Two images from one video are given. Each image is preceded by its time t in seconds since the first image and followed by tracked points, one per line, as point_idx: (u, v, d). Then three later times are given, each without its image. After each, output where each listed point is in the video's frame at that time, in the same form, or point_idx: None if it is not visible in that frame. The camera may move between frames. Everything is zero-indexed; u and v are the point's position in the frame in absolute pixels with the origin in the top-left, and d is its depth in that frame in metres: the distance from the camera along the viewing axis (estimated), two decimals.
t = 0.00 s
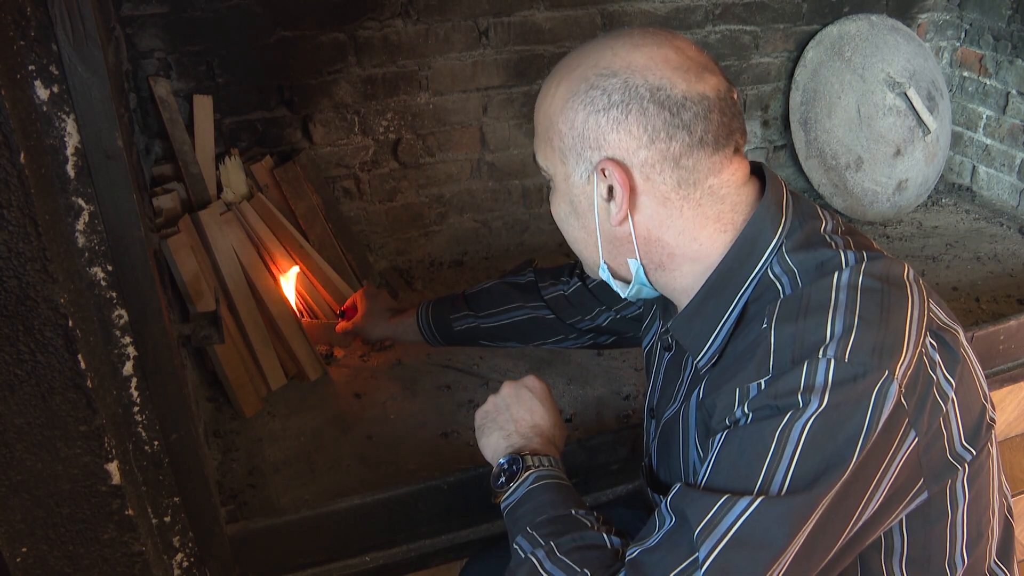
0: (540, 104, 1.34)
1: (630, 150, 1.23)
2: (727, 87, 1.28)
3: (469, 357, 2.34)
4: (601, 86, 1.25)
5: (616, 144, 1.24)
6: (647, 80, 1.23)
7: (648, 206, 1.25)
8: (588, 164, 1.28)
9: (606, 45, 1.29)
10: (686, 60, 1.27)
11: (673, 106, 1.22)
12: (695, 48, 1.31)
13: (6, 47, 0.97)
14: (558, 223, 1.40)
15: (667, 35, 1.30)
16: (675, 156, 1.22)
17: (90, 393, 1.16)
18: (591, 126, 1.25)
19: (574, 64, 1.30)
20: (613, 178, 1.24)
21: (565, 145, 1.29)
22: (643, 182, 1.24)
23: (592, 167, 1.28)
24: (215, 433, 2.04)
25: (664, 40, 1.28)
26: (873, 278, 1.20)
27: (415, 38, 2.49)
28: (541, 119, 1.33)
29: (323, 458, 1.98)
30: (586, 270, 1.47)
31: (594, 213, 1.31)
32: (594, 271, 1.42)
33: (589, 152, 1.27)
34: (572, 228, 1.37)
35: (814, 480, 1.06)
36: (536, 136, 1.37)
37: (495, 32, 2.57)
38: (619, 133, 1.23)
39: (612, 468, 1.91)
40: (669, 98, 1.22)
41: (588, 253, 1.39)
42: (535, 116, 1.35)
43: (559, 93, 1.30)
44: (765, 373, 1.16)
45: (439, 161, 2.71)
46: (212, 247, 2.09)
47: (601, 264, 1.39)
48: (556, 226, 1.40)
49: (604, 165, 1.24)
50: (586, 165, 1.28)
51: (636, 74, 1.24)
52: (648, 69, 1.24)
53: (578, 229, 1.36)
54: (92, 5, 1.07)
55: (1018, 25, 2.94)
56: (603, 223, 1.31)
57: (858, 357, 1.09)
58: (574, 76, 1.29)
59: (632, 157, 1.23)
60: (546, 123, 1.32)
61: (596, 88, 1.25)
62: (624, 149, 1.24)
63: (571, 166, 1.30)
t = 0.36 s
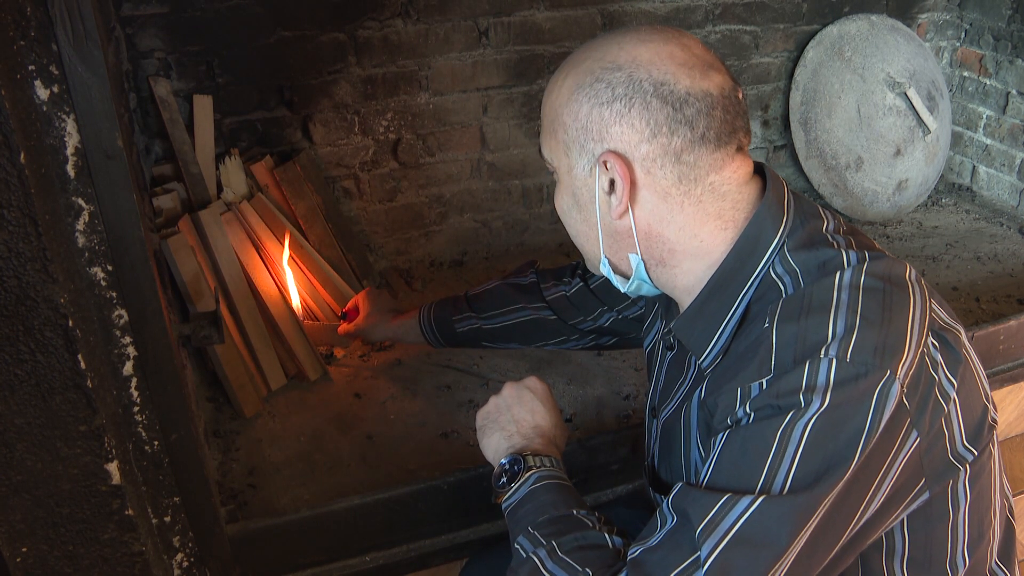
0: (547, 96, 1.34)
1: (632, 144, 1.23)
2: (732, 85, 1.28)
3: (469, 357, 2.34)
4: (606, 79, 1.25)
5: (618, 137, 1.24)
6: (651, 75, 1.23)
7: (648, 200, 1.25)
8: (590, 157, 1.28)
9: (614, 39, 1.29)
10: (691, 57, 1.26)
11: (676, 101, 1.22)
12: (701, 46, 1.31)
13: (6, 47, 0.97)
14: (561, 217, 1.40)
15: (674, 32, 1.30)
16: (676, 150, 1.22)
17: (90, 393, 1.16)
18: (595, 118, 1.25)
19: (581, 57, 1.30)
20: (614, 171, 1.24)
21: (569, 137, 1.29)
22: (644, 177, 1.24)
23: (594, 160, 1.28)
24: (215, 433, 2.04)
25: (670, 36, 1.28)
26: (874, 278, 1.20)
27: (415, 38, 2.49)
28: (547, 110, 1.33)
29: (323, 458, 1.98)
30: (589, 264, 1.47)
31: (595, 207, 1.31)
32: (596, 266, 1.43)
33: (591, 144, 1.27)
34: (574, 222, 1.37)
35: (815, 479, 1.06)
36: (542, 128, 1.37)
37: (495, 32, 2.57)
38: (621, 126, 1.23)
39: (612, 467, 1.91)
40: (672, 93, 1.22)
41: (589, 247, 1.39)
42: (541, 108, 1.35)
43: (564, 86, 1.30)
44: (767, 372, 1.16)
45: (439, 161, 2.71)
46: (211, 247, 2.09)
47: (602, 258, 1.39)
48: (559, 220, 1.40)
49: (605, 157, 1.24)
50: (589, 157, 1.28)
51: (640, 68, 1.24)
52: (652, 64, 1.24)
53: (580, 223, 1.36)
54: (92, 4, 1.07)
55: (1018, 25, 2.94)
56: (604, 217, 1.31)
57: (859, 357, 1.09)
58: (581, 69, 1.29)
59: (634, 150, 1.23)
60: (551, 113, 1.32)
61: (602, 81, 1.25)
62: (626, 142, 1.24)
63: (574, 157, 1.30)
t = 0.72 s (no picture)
0: (546, 95, 1.34)
1: (631, 146, 1.23)
2: (732, 89, 1.28)
3: (469, 357, 2.34)
4: (606, 82, 1.25)
5: (617, 139, 1.24)
6: (651, 78, 1.23)
7: (647, 202, 1.25)
8: (589, 159, 1.28)
9: (614, 40, 1.29)
10: (692, 60, 1.26)
11: (676, 103, 1.22)
12: (702, 49, 1.30)
13: (5, 47, 0.97)
14: (559, 217, 1.39)
15: (675, 35, 1.30)
16: (675, 154, 1.22)
17: (90, 393, 1.16)
18: (594, 120, 1.25)
19: (581, 58, 1.30)
20: (613, 173, 1.24)
21: (568, 138, 1.29)
22: (643, 180, 1.24)
23: (593, 162, 1.28)
24: (215, 434, 2.04)
25: (671, 39, 1.28)
26: (873, 279, 1.20)
27: (415, 37, 2.49)
28: (546, 109, 1.33)
29: (323, 458, 1.98)
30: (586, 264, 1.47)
31: (594, 208, 1.31)
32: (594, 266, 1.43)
33: (590, 146, 1.27)
34: (572, 222, 1.37)
35: (815, 480, 1.06)
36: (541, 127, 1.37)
37: (495, 32, 2.57)
38: (621, 128, 1.23)
39: (612, 468, 1.91)
40: (672, 96, 1.22)
41: (587, 247, 1.39)
42: (540, 108, 1.35)
43: (564, 87, 1.30)
44: (767, 373, 1.16)
45: (439, 161, 2.71)
46: (211, 247, 2.09)
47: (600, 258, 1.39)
48: (558, 220, 1.40)
49: (603, 159, 1.24)
50: (587, 159, 1.28)
51: (641, 71, 1.24)
52: (653, 67, 1.24)
53: (578, 224, 1.36)
54: (93, 4, 1.07)
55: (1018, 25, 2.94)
56: (603, 219, 1.31)
57: (859, 358, 1.09)
58: (581, 70, 1.29)
59: (633, 153, 1.23)
60: (550, 112, 1.32)
61: (601, 83, 1.25)
62: (625, 145, 1.24)
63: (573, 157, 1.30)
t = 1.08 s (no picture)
0: (546, 94, 1.34)
1: (632, 149, 1.23)
2: (733, 92, 1.27)
3: (469, 357, 2.34)
4: (607, 84, 1.25)
5: (617, 142, 1.24)
6: (653, 82, 1.23)
7: (647, 204, 1.25)
8: (589, 160, 1.28)
9: (615, 41, 1.29)
10: (694, 62, 1.26)
11: (677, 107, 1.22)
12: (703, 51, 1.30)
13: (5, 47, 0.97)
14: (557, 216, 1.39)
15: (678, 37, 1.30)
16: (676, 157, 1.22)
17: (90, 393, 1.16)
18: (594, 122, 1.25)
19: (582, 58, 1.29)
20: (613, 175, 1.25)
21: (568, 139, 1.29)
22: (643, 182, 1.24)
23: (592, 163, 1.28)
24: (215, 434, 2.04)
25: (673, 41, 1.28)
26: (871, 277, 1.19)
27: (415, 37, 2.49)
28: (545, 108, 1.33)
29: (323, 458, 1.98)
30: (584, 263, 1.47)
31: (593, 209, 1.31)
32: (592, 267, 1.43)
33: (590, 148, 1.27)
34: (570, 222, 1.37)
35: (812, 478, 1.06)
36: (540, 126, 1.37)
37: (495, 32, 2.57)
38: (621, 131, 1.23)
39: (612, 468, 1.91)
40: (674, 100, 1.22)
41: (584, 247, 1.39)
42: (539, 107, 1.35)
43: (565, 87, 1.29)
44: (764, 371, 1.16)
45: (439, 161, 2.71)
46: (210, 246, 2.09)
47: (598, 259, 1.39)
48: (556, 219, 1.40)
49: (604, 162, 1.24)
50: (587, 161, 1.28)
51: (642, 74, 1.23)
52: (655, 70, 1.24)
53: (576, 224, 1.36)
54: (93, 3, 1.07)
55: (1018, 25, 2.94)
56: (602, 220, 1.31)
57: (856, 356, 1.09)
58: (581, 70, 1.28)
59: (633, 156, 1.23)
60: (550, 112, 1.32)
61: (602, 85, 1.25)
62: (626, 148, 1.24)
63: (572, 158, 1.30)
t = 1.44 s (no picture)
0: (541, 97, 1.34)
1: (628, 152, 1.23)
2: (728, 91, 1.28)
3: (469, 357, 2.34)
4: (601, 87, 1.25)
5: (613, 145, 1.24)
6: (647, 83, 1.23)
7: (644, 206, 1.25)
8: (585, 163, 1.28)
9: (609, 44, 1.29)
10: (688, 62, 1.26)
11: (672, 107, 1.22)
12: (697, 50, 1.30)
13: (5, 47, 0.97)
14: (555, 219, 1.39)
15: (671, 37, 1.30)
16: (672, 158, 1.22)
17: (91, 393, 1.16)
18: (589, 126, 1.25)
19: (576, 61, 1.30)
20: (610, 177, 1.25)
21: (564, 143, 1.29)
22: (640, 183, 1.24)
23: (589, 166, 1.28)
24: (215, 433, 2.04)
25: (666, 41, 1.28)
26: (870, 276, 1.19)
27: (415, 37, 2.49)
28: (541, 112, 1.33)
29: (323, 458, 1.99)
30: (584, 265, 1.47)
31: (591, 211, 1.31)
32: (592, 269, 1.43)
33: (586, 151, 1.27)
34: (569, 225, 1.37)
35: (811, 477, 1.06)
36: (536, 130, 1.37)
37: (495, 32, 2.57)
38: (617, 133, 1.23)
39: (612, 468, 1.91)
40: (669, 101, 1.22)
41: (583, 248, 1.39)
42: (534, 111, 1.35)
43: (559, 91, 1.29)
44: (763, 370, 1.16)
45: (439, 161, 2.71)
46: (210, 246, 2.09)
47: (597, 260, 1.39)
48: (555, 222, 1.40)
49: (601, 165, 1.24)
50: (584, 164, 1.28)
51: (637, 76, 1.23)
52: (649, 71, 1.24)
53: (575, 225, 1.36)
54: (93, 4, 1.07)
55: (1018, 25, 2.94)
56: (600, 222, 1.31)
57: (854, 354, 1.09)
58: (576, 74, 1.28)
59: (630, 158, 1.23)
60: (545, 117, 1.32)
61: (597, 88, 1.25)
62: (622, 150, 1.24)
63: (569, 162, 1.30)
